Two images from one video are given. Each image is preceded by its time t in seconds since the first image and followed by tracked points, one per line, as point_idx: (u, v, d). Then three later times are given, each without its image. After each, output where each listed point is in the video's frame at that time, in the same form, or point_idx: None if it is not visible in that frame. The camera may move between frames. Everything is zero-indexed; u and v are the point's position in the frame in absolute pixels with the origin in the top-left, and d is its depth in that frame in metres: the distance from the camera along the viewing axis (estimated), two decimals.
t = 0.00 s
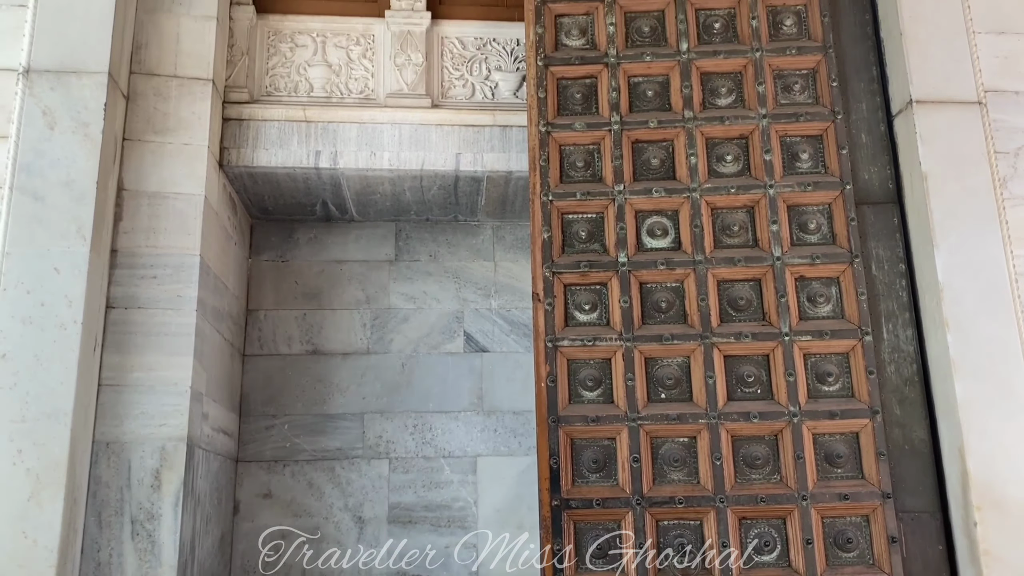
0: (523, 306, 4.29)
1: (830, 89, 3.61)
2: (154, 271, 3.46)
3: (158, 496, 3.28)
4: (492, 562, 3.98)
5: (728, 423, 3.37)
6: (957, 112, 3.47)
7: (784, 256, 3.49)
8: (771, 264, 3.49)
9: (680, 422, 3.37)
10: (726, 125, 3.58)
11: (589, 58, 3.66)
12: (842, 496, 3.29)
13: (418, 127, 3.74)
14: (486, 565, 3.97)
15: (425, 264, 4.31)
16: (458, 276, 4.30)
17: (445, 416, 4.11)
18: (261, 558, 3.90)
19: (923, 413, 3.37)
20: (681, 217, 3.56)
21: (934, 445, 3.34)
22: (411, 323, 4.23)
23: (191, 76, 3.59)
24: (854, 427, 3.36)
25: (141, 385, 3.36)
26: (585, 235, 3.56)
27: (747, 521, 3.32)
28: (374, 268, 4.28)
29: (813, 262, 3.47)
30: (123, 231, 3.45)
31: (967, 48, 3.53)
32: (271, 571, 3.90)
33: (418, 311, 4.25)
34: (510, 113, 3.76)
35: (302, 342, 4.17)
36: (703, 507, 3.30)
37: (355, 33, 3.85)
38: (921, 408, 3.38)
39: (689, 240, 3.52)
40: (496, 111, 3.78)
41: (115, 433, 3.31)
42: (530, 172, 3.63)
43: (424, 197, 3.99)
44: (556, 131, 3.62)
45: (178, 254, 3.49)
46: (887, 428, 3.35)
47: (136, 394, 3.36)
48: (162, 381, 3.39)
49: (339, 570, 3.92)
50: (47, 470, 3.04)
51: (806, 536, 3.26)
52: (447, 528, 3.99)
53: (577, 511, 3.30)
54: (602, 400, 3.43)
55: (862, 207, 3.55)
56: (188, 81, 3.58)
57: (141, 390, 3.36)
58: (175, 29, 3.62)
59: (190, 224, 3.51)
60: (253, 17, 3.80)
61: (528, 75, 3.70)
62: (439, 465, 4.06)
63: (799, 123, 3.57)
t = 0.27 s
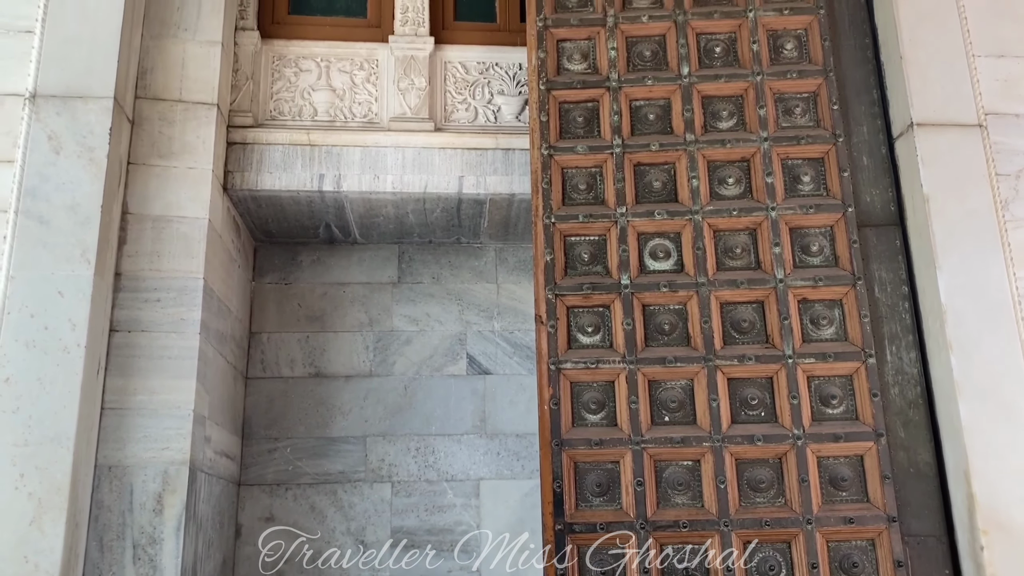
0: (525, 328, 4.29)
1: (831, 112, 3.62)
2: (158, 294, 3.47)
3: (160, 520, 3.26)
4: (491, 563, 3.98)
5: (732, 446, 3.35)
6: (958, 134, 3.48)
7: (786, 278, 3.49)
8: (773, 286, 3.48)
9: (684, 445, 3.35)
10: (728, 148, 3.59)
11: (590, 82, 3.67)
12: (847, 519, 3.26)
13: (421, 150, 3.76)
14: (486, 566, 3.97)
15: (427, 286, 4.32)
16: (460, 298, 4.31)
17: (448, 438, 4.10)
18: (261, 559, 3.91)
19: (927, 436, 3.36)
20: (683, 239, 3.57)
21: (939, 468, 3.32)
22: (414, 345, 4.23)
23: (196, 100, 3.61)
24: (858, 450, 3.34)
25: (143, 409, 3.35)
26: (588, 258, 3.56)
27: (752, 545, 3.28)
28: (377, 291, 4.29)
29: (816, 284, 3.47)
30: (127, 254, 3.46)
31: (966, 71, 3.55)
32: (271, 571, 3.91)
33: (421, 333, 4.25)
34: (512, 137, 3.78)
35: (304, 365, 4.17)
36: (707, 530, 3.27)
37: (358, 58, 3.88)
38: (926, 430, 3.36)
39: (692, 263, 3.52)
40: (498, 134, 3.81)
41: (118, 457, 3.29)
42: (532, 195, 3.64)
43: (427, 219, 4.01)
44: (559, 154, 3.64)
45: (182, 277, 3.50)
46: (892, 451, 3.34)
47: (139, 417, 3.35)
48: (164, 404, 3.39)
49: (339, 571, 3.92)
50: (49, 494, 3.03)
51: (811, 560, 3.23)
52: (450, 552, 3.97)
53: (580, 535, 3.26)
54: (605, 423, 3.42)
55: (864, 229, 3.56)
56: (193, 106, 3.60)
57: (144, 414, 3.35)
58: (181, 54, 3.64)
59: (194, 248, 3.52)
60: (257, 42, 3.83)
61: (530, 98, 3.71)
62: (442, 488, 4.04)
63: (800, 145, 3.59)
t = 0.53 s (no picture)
0: (527, 348, 4.28)
1: (832, 133, 3.61)
2: (160, 316, 3.46)
3: (160, 542, 3.23)
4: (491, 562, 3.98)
5: (736, 468, 3.32)
6: (958, 154, 3.48)
7: (789, 299, 3.47)
8: (776, 306, 3.47)
9: (686, 467, 3.33)
10: (729, 168, 3.60)
11: (592, 103, 3.68)
12: (851, 542, 3.22)
13: (423, 171, 3.77)
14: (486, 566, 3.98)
15: (429, 306, 4.32)
16: (462, 318, 4.31)
17: (450, 460, 4.09)
18: (261, 558, 3.91)
19: (932, 457, 3.34)
20: (685, 259, 3.56)
21: (944, 489, 3.29)
22: (416, 365, 4.22)
23: (198, 122, 3.62)
24: (863, 471, 3.30)
25: (144, 430, 3.34)
26: (589, 278, 3.55)
27: (756, 568, 3.24)
28: (378, 311, 4.29)
29: (819, 304, 3.45)
30: (129, 275, 3.46)
31: (966, 92, 3.55)
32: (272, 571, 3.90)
33: (422, 354, 4.24)
34: (514, 158, 3.79)
35: (305, 386, 4.16)
36: (711, 553, 3.23)
37: (360, 80, 3.91)
38: (930, 451, 3.34)
39: (694, 283, 3.51)
40: (500, 155, 3.82)
41: (118, 478, 3.28)
42: (533, 215, 3.64)
43: (429, 240, 4.01)
44: (560, 175, 3.64)
45: (184, 298, 3.50)
46: (896, 472, 3.32)
47: (140, 439, 3.33)
48: (165, 426, 3.37)
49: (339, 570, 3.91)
50: (49, 516, 3.01)
51: None
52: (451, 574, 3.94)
53: (583, 558, 3.22)
54: (608, 444, 3.38)
55: (865, 250, 3.55)
56: (196, 127, 3.61)
57: (144, 435, 3.34)
58: (184, 76, 3.66)
59: (197, 269, 3.52)
60: (260, 64, 3.85)
61: (531, 119, 3.72)
62: (444, 510, 4.02)
63: (801, 166, 3.58)
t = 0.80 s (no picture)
0: (529, 368, 4.28)
1: (833, 154, 3.62)
2: (162, 336, 3.46)
3: (161, 563, 3.20)
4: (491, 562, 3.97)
5: (739, 489, 3.30)
6: (959, 175, 3.49)
7: (791, 318, 3.47)
8: (778, 325, 3.46)
9: (689, 488, 3.30)
10: (730, 188, 3.60)
11: (593, 124, 3.70)
12: (856, 563, 3.19)
13: (425, 192, 3.78)
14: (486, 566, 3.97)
15: (431, 326, 4.32)
16: (464, 338, 4.31)
17: (452, 480, 4.08)
18: (261, 558, 3.91)
19: (936, 478, 3.32)
20: (687, 279, 3.56)
21: (948, 510, 3.28)
22: (418, 385, 4.21)
23: (202, 143, 3.64)
24: (866, 492, 3.28)
25: (146, 451, 3.32)
26: (592, 297, 3.55)
27: None
28: (381, 331, 4.29)
29: (821, 324, 3.45)
30: (132, 295, 3.46)
31: (966, 112, 3.57)
32: (271, 571, 3.90)
33: (424, 374, 4.24)
34: (516, 178, 3.81)
35: (307, 407, 4.15)
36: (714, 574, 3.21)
37: (363, 101, 3.93)
38: (934, 472, 3.33)
39: (696, 302, 3.51)
40: (502, 176, 3.83)
41: (120, 499, 3.25)
42: (535, 235, 3.65)
43: (431, 260, 4.02)
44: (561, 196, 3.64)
45: (187, 318, 3.49)
46: (900, 492, 3.30)
47: (141, 460, 3.31)
48: (167, 447, 3.35)
49: (339, 571, 3.92)
50: (50, 538, 2.99)
51: None
52: None
53: None
54: (610, 465, 3.37)
55: (867, 269, 3.55)
56: (199, 149, 3.63)
57: (146, 456, 3.32)
58: (188, 97, 3.68)
59: (199, 289, 3.52)
60: (264, 86, 3.88)
61: (533, 140, 3.74)
62: (446, 531, 4.00)
63: (802, 186, 3.59)
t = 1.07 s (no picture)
0: (530, 385, 4.27)
1: (833, 170, 3.62)
2: (164, 353, 3.45)
3: None
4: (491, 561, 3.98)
5: (742, 506, 3.28)
6: (960, 191, 3.49)
7: (793, 335, 3.46)
8: (780, 342, 3.45)
9: (692, 505, 3.29)
10: (731, 205, 3.61)
11: (594, 141, 3.72)
12: None
13: (426, 209, 3.79)
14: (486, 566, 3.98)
15: (432, 342, 4.32)
16: (466, 354, 4.30)
17: (453, 498, 4.06)
18: (261, 558, 3.92)
19: (940, 495, 3.28)
20: (689, 295, 3.55)
21: (952, 528, 3.24)
22: (419, 403, 4.21)
23: (204, 161, 3.65)
24: (869, 509, 3.26)
25: (146, 469, 3.30)
26: (593, 314, 3.55)
27: None
28: (382, 348, 4.29)
29: (823, 341, 3.44)
30: (133, 313, 3.46)
31: (966, 129, 3.57)
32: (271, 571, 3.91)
33: (426, 391, 4.23)
34: (517, 195, 3.81)
35: (308, 424, 4.14)
36: None
37: (365, 119, 3.95)
38: (938, 489, 3.29)
39: (698, 319, 3.50)
40: (503, 193, 3.84)
41: (120, 517, 3.23)
42: (537, 252, 3.65)
43: (432, 276, 4.02)
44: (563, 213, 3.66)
45: (188, 335, 3.49)
46: (903, 510, 3.26)
47: (142, 478, 3.30)
48: (168, 464, 3.34)
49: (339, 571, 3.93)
50: (50, 556, 2.97)
51: None
52: None
53: None
54: (613, 483, 3.35)
55: (869, 286, 3.55)
56: (202, 166, 3.64)
57: (147, 474, 3.30)
58: (191, 115, 3.69)
59: (201, 306, 3.52)
60: (266, 104, 3.90)
61: (534, 157, 3.75)
62: (447, 549, 3.98)
63: (803, 203, 3.59)
